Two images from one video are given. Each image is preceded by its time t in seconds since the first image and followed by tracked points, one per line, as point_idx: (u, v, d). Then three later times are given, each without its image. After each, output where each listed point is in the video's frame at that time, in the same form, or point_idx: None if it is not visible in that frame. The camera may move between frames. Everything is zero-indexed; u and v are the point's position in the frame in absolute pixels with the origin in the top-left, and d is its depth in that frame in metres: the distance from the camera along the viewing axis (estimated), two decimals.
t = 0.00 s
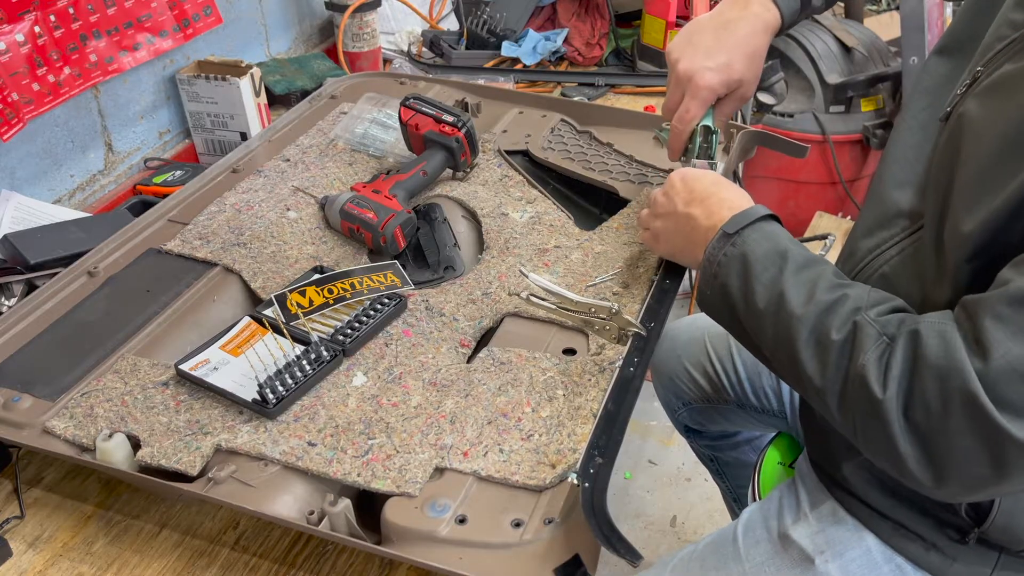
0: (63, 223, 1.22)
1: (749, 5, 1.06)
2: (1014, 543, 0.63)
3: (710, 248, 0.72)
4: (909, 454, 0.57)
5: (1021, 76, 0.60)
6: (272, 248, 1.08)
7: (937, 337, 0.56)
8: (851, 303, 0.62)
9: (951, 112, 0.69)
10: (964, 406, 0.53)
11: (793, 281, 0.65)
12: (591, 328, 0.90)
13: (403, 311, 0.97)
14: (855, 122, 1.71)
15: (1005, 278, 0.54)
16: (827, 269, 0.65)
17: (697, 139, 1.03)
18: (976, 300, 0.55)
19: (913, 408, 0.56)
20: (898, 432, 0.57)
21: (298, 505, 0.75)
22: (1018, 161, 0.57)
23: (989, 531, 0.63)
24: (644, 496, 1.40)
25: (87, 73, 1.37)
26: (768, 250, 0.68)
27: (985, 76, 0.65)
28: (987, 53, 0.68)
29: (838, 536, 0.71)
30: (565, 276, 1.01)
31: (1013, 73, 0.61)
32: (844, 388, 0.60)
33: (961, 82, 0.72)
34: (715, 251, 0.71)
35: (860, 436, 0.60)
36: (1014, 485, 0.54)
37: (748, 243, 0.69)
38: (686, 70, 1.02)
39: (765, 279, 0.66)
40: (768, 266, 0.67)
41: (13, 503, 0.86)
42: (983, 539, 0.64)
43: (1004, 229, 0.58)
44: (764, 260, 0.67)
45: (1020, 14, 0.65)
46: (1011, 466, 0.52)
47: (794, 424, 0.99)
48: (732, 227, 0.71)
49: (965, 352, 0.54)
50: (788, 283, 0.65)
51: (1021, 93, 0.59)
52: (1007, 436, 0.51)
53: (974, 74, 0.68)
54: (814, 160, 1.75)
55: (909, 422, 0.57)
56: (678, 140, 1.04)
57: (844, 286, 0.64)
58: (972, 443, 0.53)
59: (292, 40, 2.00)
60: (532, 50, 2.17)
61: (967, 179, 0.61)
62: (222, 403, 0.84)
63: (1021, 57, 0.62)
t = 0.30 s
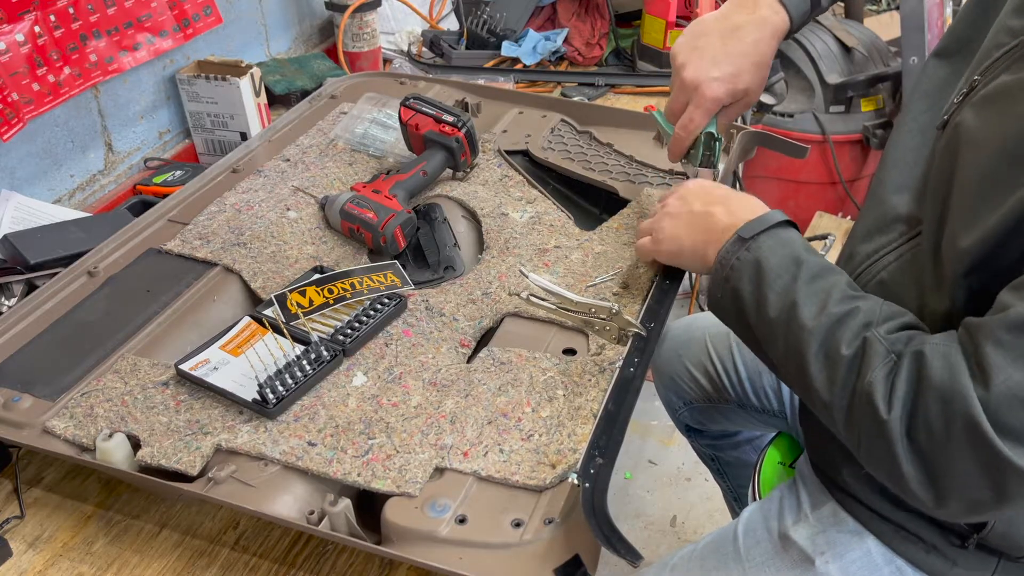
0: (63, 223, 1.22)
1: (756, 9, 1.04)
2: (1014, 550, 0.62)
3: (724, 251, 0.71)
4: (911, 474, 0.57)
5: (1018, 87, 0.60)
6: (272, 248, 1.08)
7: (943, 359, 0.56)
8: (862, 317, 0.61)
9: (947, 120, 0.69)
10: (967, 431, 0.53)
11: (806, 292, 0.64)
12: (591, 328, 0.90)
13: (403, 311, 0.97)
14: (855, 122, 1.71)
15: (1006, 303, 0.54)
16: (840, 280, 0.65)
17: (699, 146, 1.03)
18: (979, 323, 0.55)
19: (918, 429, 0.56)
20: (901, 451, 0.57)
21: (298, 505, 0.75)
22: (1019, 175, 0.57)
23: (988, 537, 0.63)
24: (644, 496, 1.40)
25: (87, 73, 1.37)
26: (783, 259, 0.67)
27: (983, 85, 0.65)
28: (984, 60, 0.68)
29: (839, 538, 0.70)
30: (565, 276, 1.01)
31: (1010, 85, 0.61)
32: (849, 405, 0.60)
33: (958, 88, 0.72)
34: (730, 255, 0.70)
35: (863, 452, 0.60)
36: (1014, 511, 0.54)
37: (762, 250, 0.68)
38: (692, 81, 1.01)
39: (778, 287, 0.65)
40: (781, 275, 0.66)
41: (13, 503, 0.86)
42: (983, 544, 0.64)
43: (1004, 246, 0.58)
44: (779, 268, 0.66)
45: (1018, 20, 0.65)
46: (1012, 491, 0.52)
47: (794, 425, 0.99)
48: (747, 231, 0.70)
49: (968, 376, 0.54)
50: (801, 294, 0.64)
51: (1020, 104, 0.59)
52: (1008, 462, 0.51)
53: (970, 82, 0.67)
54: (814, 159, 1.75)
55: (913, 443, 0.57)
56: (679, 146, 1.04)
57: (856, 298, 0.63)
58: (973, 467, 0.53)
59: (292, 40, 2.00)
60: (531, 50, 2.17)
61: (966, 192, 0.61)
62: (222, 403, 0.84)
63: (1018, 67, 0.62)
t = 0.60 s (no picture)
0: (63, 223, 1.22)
1: (761, 28, 0.97)
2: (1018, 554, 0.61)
3: (726, 307, 0.73)
4: (922, 505, 0.57)
5: (1004, 110, 0.59)
6: (273, 248, 1.08)
7: (937, 394, 0.55)
8: (856, 358, 0.62)
9: (938, 133, 0.68)
10: (966, 466, 0.53)
11: (804, 339, 0.65)
12: (592, 329, 0.90)
13: (403, 311, 0.97)
14: (855, 122, 1.71)
15: (1005, 338, 0.52)
16: (837, 319, 0.66)
17: (700, 162, 1.04)
18: (975, 355, 0.54)
19: (921, 462, 0.56)
20: (908, 484, 0.57)
21: (298, 504, 0.75)
22: (1006, 205, 0.57)
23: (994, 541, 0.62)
24: (644, 496, 1.40)
25: (87, 73, 1.37)
26: (780, 314, 0.69)
27: (971, 100, 0.64)
28: (973, 71, 0.67)
29: (841, 542, 0.70)
30: (565, 276, 1.01)
31: (998, 106, 0.60)
32: (852, 439, 0.61)
33: (947, 96, 0.71)
34: (731, 310, 0.73)
35: (872, 483, 0.61)
36: None
37: (761, 304, 0.70)
38: (697, 107, 0.98)
39: (778, 340, 0.67)
40: (781, 328, 0.67)
41: (13, 503, 0.86)
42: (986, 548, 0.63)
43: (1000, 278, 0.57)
44: (777, 319, 0.68)
45: (1007, 33, 0.63)
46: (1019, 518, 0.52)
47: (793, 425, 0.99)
48: (744, 287, 0.72)
49: (965, 411, 0.53)
50: (799, 342, 0.65)
51: (1004, 129, 0.58)
52: (1010, 493, 0.51)
53: (958, 96, 0.67)
54: (813, 160, 1.75)
55: (918, 474, 0.57)
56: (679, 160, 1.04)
57: (851, 338, 0.64)
58: (978, 499, 0.53)
59: (292, 40, 2.00)
60: (532, 50, 2.17)
61: (958, 217, 0.61)
62: (222, 403, 0.84)
63: (1003, 87, 0.61)
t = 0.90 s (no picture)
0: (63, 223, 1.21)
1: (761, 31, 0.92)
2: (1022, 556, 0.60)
3: (732, 301, 0.72)
4: (923, 518, 0.58)
5: (1012, 127, 0.58)
6: (273, 248, 1.08)
7: (945, 412, 0.55)
8: (865, 365, 0.62)
9: (935, 145, 0.67)
10: (971, 485, 0.53)
11: (813, 341, 0.65)
12: (592, 329, 0.90)
13: (404, 311, 0.97)
14: (855, 122, 1.72)
15: (1011, 362, 0.52)
16: (844, 322, 0.65)
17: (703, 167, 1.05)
18: (983, 377, 0.54)
19: (925, 477, 0.56)
20: (911, 498, 0.57)
21: (298, 504, 0.75)
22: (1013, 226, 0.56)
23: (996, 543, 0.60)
24: (644, 496, 1.40)
25: (87, 73, 1.37)
26: (788, 312, 0.67)
27: (971, 113, 0.63)
28: (966, 83, 0.66)
29: (840, 544, 0.70)
30: (565, 276, 1.01)
31: (1004, 122, 0.59)
32: (857, 451, 0.61)
33: (942, 104, 0.69)
34: (737, 305, 0.71)
35: (875, 493, 0.61)
36: None
37: (768, 301, 0.69)
38: (700, 120, 0.95)
39: (786, 341, 0.66)
40: (788, 329, 0.66)
41: (13, 503, 0.86)
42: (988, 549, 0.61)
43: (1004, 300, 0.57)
44: (785, 317, 0.67)
45: (1006, 44, 0.62)
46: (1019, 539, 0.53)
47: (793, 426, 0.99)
48: (753, 283, 0.71)
49: (973, 434, 0.53)
50: (807, 344, 0.65)
51: (1010, 147, 0.57)
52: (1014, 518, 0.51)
53: (956, 109, 0.65)
54: (813, 160, 1.75)
55: (922, 491, 0.57)
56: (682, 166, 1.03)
57: (859, 345, 0.64)
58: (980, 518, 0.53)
59: (292, 41, 2.00)
60: (531, 50, 2.17)
61: (963, 235, 0.59)
62: (222, 403, 0.84)
63: (1007, 102, 0.60)
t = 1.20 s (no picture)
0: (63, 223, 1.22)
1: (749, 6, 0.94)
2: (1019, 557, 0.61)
3: (728, 274, 0.72)
4: (900, 494, 0.57)
5: (1016, 120, 0.57)
6: (272, 248, 1.08)
7: (928, 388, 0.55)
8: (853, 340, 0.62)
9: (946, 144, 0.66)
10: (950, 460, 0.53)
11: (802, 313, 0.64)
12: (591, 328, 0.90)
13: (403, 311, 0.97)
14: (855, 122, 1.71)
15: (1003, 345, 0.51)
16: (836, 298, 0.64)
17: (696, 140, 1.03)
18: (974, 358, 0.53)
19: (904, 452, 0.56)
20: (889, 472, 0.57)
21: (298, 505, 0.75)
22: (1014, 220, 0.54)
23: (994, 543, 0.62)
24: (644, 496, 1.40)
25: (87, 73, 1.37)
26: (781, 284, 0.67)
27: (980, 111, 0.62)
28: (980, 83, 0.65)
29: (840, 544, 0.69)
30: (565, 276, 1.01)
31: (1009, 116, 0.58)
32: (837, 424, 0.61)
33: (954, 105, 0.68)
34: (732, 279, 0.71)
35: (853, 466, 0.61)
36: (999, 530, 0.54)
37: (761, 275, 0.68)
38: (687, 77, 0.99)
39: (776, 311, 0.66)
40: (779, 300, 0.66)
41: (13, 503, 0.86)
42: (986, 551, 0.62)
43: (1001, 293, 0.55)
44: (776, 295, 0.66)
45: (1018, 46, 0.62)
46: (992, 518, 0.53)
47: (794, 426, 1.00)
48: (748, 256, 0.70)
49: (956, 410, 0.53)
50: (796, 316, 0.64)
51: (1013, 143, 0.56)
52: (990, 497, 0.51)
53: (967, 104, 0.64)
54: (813, 160, 1.75)
55: (900, 466, 0.57)
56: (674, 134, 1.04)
57: (848, 321, 0.63)
58: (956, 493, 0.53)
59: (292, 40, 2.00)
60: (532, 50, 2.17)
61: (963, 230, 0.58)
62: (222, 403, 0.84)
63: (1016, 99, 0.58)
